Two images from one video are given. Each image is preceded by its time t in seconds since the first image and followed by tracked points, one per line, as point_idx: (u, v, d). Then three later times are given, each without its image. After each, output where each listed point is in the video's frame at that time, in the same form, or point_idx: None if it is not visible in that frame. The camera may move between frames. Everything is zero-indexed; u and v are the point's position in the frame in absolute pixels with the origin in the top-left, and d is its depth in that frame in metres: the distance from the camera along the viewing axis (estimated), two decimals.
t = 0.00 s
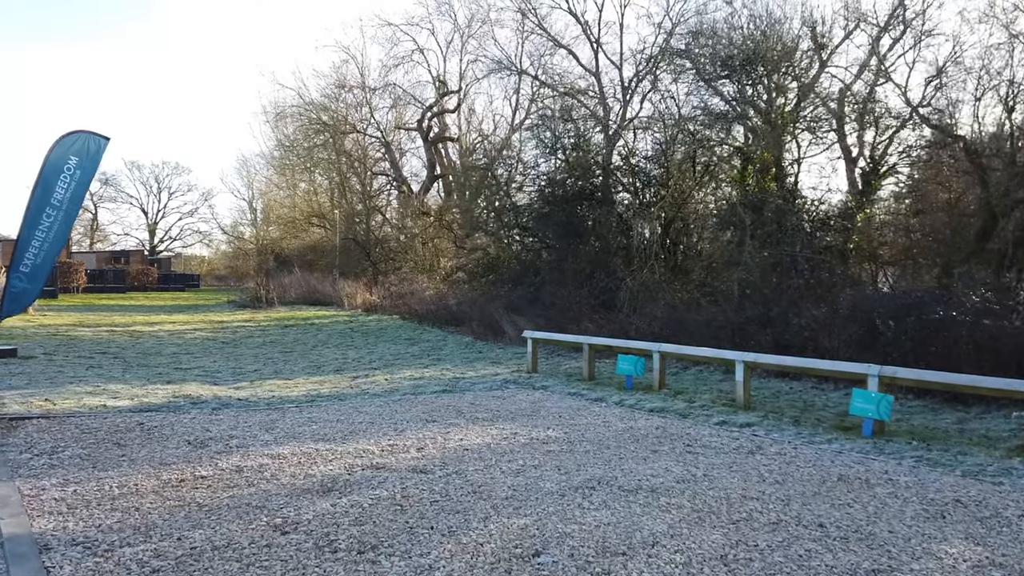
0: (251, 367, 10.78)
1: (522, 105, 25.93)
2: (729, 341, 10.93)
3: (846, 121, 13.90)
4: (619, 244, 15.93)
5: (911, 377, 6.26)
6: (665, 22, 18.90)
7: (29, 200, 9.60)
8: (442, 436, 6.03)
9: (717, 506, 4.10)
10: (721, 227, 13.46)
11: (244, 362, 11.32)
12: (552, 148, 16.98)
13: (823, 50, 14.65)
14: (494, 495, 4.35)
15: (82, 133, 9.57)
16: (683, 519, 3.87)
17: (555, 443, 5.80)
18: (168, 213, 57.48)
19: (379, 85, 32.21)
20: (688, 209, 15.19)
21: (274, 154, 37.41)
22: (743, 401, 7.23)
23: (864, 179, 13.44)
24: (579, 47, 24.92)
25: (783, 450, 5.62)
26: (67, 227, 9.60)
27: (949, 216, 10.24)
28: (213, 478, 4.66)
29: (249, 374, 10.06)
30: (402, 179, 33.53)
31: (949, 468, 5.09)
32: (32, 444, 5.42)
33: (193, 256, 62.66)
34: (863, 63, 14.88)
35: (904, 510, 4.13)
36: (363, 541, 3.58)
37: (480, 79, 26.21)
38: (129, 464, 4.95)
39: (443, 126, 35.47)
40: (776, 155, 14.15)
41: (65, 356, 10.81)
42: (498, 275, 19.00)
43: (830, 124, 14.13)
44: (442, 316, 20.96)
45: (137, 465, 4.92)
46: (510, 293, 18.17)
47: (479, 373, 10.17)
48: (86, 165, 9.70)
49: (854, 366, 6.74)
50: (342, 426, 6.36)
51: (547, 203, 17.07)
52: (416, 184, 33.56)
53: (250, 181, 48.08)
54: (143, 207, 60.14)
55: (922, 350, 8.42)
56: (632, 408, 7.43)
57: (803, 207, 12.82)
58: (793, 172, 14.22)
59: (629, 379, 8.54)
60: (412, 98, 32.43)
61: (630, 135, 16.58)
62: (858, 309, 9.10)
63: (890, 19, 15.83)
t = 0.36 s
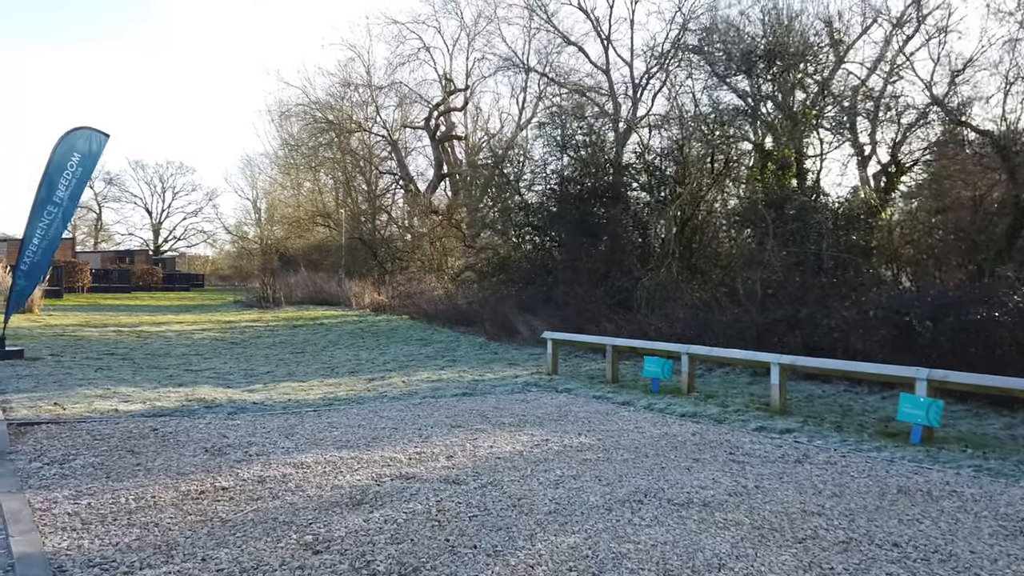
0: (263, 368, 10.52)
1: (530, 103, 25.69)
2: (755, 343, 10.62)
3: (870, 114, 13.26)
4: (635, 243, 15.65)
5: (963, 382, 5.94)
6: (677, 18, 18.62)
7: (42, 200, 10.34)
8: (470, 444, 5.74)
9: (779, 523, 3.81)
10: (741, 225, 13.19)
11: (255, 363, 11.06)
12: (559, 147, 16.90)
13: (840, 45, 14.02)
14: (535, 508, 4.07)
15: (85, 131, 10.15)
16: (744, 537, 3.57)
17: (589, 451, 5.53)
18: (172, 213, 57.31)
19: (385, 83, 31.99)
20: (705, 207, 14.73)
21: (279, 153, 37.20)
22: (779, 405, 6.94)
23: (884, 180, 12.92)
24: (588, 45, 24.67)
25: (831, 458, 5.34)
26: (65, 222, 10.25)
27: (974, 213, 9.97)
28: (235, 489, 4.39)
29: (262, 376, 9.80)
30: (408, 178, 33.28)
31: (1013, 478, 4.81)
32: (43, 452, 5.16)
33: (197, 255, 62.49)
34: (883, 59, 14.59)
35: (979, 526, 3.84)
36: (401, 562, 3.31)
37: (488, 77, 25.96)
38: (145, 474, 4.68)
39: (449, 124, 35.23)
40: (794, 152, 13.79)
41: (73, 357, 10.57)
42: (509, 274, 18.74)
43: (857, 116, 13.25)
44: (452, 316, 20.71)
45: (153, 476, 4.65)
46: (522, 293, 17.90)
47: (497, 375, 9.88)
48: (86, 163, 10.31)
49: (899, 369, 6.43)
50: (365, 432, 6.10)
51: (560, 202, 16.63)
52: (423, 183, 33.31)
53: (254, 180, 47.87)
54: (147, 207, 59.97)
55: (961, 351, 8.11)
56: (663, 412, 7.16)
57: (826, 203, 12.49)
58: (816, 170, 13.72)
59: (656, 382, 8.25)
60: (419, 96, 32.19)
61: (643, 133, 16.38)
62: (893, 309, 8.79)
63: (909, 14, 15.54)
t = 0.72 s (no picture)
0: (277, 371, 10.27)
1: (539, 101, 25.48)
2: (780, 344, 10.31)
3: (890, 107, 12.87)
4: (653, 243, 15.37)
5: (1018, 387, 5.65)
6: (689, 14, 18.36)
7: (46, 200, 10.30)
8: (502, 452, 5.49)
9: (850, 542, 3.55)
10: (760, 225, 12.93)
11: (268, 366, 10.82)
12: (568, 144, 16.54)
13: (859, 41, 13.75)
14: (584, 525, 3.80)
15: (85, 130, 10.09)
16: (817, 559, 3.32)
17: (629, 460, 5.27)
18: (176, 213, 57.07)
19: (392, 82, 31.75)
20: (722, 206, 14.37)
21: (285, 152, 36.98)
22: (818, 411, 6.67)
23: (907, 179, 12.30)
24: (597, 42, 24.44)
25: (885, 467, 5.07)
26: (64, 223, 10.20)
27: (1000, 211, 9.55)
28: (262, 503, 4.14)
29: (275, 378, 9.54)
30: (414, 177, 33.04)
31: None
32: (57, 461, 4.92)
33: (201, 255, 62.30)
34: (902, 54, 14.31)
35: None
36: None
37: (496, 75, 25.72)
38: (165, 486, 4.43)
39: (456, 123, 35.00)
40: (815, 148, 13.37)
41: (83, 359, 10.33)
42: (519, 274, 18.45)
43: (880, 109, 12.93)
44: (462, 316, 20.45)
45: (174, 488, 4.39)
46: (535, 292, 17.63)
47: (518, 378, 9.63)
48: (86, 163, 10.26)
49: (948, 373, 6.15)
50: (390, 440, 5.84)
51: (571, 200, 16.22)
52: (431, 182, 33.09)
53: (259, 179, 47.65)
54: (151, 207, 59.79)
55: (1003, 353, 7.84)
56: (696, 417, 6.89)
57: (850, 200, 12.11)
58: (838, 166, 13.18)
59: (685, 385, 7.98)
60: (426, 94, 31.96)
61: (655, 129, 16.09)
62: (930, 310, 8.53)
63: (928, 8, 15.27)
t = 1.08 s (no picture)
0: (292, 374, 10.00)
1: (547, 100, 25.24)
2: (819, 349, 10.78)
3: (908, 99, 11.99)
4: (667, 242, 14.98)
5: None
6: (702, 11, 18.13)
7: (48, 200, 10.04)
8: (540, 462, 5.22)
9: (933, 566, 3.29)
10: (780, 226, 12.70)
11: (282, 369, 10.57)
12: (580, 143, 16.16)
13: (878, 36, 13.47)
14: (642, 546, 3.54)
15: (86, 126, 9.83)
16: None
17: (673, 470, 5.01)
18: (179, 213, 56.82)
19: (397, 81, 31.56)
20: (742, 205, 13.71)
21: (290, 152, 36.78)
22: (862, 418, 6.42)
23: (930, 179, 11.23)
24: (606, 40, 24.25)
25: (947, 480, 4.80)
26: (70, 224, 9.96)
27: None
28: (296, 520, 3.89)
29: (291, 382, 9.29)
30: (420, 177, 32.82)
31: None
32: (75, 473, 4.66)
33: (205, 255, 62.16)
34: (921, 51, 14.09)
35: None
36: None
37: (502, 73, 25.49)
38: (191, 501, 4.18)
39: (462, 122, 34.79)
40: (835, 146, 12.83)
41: (93, 362, 10.08)
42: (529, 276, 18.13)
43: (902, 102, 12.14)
44: (472, 317, 20.19)
45: (200, 503, 4.14)
46: (548, 292, 17.37)
47: (540, 382, 9.36)
48: (88, 160, 10.02)
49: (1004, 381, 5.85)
50: (418, 448, 5.59)
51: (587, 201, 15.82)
52: (438, 182, 32.78)
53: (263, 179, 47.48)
54: (154, 207, 59.67)
55: None
56: (734, 424, 6.63)
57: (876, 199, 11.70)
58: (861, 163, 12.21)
59: (717, 391, 7.72)
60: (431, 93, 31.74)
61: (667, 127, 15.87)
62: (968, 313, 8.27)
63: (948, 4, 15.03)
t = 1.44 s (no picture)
0: (318, 376, 9.82)
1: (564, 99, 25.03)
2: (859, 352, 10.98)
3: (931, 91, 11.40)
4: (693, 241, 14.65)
5: None
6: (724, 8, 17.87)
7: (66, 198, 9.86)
8: (592, 471, 4.99)
9: None
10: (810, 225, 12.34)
11: (307, 371, 10.38)
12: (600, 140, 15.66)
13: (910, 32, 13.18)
14: (722, 566, 3.30)
15: (106, 123, 9.68)
16: None
17: (733, 480, 4.78)
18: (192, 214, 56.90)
19: (411, 81, 31.42)
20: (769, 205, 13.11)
21: (304, 152, 36.72)
22: (918, 424, 6.17)
23: (964, 176, 10.83)
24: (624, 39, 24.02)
25: None
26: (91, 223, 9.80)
27: None
28: (349, 534, 3.68)
29: (318, 385, 9.10)
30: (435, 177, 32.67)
31: None
32: (113, 481, 4.47)
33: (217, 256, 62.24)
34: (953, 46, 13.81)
35: None
36: None
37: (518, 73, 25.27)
38: (235, 512, 3.98)
39: (476, 122, 34.61)
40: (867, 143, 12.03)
41: (116, 363, 9.92)
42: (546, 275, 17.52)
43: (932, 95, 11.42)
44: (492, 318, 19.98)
45: (244, 514, 3.94)
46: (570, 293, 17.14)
47: (573, 385, 9.14)
48: (109, 159, 9.88)
49: None
50: (462, 455, 5.38)
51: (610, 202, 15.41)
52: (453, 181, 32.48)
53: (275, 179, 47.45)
54: (167, 208, 59.82)
55: None
56: (785, 430, 6.40)
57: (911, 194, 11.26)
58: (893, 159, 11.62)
59: (761, 395, 7.48)
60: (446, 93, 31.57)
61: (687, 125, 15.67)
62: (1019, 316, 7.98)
63: None
